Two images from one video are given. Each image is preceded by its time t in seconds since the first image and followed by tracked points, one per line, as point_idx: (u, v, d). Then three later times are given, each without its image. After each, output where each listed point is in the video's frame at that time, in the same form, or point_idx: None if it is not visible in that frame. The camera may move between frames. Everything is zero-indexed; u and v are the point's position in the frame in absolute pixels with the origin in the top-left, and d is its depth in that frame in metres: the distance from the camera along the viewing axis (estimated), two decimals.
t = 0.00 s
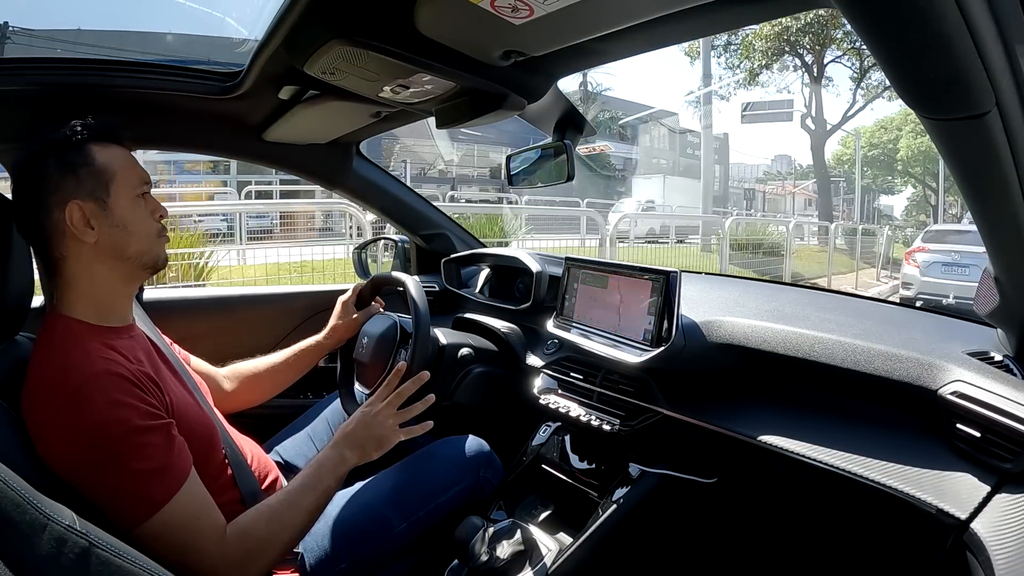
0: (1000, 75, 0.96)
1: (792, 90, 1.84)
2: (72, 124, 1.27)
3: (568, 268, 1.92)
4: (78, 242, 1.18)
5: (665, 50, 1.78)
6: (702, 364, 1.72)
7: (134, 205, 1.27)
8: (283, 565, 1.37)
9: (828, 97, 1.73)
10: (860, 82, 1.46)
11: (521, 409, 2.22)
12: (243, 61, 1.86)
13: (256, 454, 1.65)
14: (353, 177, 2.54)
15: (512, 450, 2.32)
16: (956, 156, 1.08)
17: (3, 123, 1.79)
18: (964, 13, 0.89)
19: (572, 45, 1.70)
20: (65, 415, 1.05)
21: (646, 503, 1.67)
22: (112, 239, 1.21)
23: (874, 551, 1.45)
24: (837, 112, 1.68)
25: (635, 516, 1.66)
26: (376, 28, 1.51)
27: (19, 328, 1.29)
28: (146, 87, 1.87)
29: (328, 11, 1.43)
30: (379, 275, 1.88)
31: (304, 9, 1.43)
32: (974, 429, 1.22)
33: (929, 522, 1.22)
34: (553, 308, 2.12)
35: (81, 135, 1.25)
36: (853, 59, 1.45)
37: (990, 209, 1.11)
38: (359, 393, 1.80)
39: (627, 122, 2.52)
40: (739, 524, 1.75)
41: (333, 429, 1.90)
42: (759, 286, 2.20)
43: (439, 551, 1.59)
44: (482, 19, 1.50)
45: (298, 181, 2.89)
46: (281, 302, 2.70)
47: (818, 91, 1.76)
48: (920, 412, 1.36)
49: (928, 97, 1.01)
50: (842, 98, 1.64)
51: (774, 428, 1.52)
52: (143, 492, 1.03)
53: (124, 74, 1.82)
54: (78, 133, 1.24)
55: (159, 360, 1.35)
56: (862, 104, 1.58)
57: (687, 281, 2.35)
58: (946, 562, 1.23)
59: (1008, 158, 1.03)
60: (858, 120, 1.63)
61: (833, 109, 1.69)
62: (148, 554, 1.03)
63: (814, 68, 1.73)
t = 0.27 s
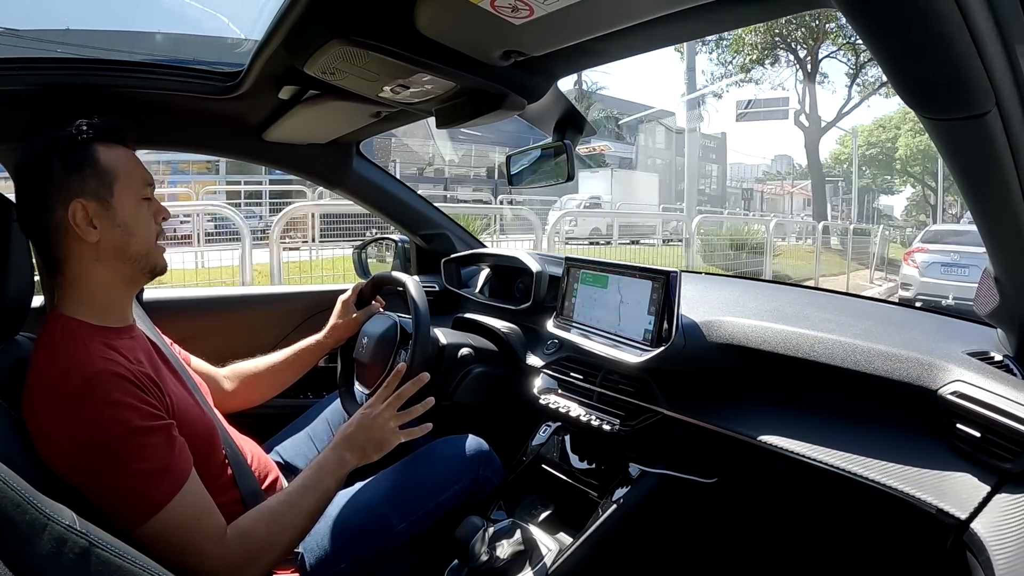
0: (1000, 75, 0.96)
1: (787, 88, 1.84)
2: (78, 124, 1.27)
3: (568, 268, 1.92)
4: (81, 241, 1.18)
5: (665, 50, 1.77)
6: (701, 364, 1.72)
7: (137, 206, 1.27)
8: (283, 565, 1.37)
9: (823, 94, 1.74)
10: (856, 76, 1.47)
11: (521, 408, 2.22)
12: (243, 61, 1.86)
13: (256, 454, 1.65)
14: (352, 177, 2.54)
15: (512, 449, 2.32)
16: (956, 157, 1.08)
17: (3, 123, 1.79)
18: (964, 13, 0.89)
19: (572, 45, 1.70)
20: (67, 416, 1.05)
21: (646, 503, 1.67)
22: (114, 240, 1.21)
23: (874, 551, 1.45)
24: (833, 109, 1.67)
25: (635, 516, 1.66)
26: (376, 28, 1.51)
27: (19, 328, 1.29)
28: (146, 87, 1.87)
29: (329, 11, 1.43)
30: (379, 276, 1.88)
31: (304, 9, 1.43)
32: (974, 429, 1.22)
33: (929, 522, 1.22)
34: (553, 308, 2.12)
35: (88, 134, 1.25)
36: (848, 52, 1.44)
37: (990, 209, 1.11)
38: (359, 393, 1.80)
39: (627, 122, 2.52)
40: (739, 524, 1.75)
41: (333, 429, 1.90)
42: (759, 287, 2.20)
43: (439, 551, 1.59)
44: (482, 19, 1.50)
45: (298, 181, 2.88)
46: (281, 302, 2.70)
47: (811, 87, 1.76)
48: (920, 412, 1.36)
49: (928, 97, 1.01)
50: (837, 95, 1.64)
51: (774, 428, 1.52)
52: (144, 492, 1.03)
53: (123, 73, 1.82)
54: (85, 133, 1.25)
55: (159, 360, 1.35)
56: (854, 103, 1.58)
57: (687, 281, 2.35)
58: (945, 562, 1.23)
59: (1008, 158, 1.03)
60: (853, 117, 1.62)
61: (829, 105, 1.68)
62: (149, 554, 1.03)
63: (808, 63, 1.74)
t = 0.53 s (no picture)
0: (999, 75, 0.96)
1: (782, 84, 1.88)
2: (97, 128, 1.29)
3: (568, 268, 1.92)
4: (90, 240, 1.18)
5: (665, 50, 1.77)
6: (701, 364, 1.71)
7: (149, 209, 1.28)
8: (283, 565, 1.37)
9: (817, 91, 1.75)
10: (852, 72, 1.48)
11: (521, 408, 2.22)
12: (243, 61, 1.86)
13: (256, 454, 1.65)
14: (353, 177, 2.54)
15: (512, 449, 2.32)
16: (956, 157, 1.08)
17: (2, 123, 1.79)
18: (964, 13, 0.89)
19: (572, 45, 1.70)
20: (68, 416, 1.05)
21: (646, 503, 1.67)
22: (123, 241, 1.22)
23: (874, 551, 1.45)
24: (827, 106, 1.70)
25: (636, 516, 1.66)
26: (375, 28, 1.51)
27: (19, 329, 1.29)
28: (146, 87, 1.87)
29: (328, 11, 1.43)
30: (380, 276, 1.88)
31: (304, 9, 1.43)
32: (974, 429, 1.22)
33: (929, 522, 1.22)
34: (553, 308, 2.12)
35: (107, 135, 1.28)
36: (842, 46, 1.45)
37: (991, 210, 1.11)
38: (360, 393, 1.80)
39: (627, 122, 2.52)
40: (739, 524, 1.75)
41: (333, 429, 1.90)
42: (758, 287, 2.20)
43: (439, 551, 1.59)
44: (482, 19, 1.50)
45: (298, 181, 2.89)
46: (281, 302, 2.70)
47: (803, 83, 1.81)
48: (920, 412, 1.36)
49: (929, 97, 1.01)
50: (832, 91, 1.65)
51: (774, 428, 1.52)
52: (144, 492, 1.03)
53: (124, 73, 1.82)
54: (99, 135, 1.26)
55: (161, 360, 1.35)
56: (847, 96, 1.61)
57: (687, 281, 2.35)
58: (945, 562, 1.23)
59: (1008, 158, 1.03)
60: (847, 113, 1.64)
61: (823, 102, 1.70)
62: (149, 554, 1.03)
63: (802, 60, 1.76)
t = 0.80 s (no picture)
0: (999, 75, 0.96)
1: (776, 80, 1.88)
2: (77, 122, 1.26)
3: (568, 268, 1.92)
4: (84, 242, 1.18)
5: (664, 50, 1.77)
6: (702, 364, 1.71)
7: (139, 206, 1.27)
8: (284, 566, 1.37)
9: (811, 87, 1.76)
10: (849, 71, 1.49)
11: (521, 408, 2.22)
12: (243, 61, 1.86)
13: (258, 454, 1.66)
14: (352, 177, 2.54)
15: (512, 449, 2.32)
16: (956, 156, 1.08)
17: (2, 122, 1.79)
18: (964, 12, 0.89)
19: (572, 45, 1.70)
20: (68, 418, 1.04)
21: (646, 503, 1.66)
22: (118, 240, 1.22)
23: (874, 551, 1.45)
24: (821, 102, 1.74)
25: (636, 516, 1.66)
26: (375, 27, 1.51)
27: (19, 329, 1.29)
28: (146, 87, 1.87)
29: (328, 11, 1.43)
30: (380, 276, 1.88)
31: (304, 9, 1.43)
32: (974, 429, 1.22)
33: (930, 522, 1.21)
34: (553, 308, 2.12)
35: (88, 134, 1.24)
36: (836, 41, 1.46)
37: (990, 210, 1.11)
38: (360, 393, 1.81)
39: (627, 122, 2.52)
40: (739, 524, 1.75)
41: (333, 429, 1.91)
42: (758, 287, 2.20)
43: (439, 551, 1.59)
44: (482, 19, 1.50)
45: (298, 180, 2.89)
46: (281, 302, 2.70)
47: (799, 80, 1.80)
48: (920, 412, 1.36)
49: (928, 97, 1.01)
50: (828, 88, 1.68)
51: (774, 428, 1.52)
52: (147, 492, 1.03)
53: (124, 74, 1.82)
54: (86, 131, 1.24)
55: (162, 359, 1.35)
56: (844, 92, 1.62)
57: (687, 281, 2.35)
58: (946, 561, 1.23)
59: (1008, 158, 1.03)
60: (842, 110, 1.69)
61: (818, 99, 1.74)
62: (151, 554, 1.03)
63: (795, 55, 1.73)
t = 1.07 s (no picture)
0: (999, 74, 0.96)
1: (769, 77, 1.87)
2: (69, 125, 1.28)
3: (568, 268, 1.92)
4: (80, 242, 1.18)
5: (664, 50, 1.77)
6: (701, 364, 1.71)
7: (134, 203, 1.28)
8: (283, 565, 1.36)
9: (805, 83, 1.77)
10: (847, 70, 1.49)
11: (521, 408, 2.22)
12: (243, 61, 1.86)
13: (260, 454, 1.66)
14: (352, 176, 2.53)
15: (511, 449, 2.32)
16: (955, 156, 1.08)
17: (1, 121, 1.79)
18: (964, 12, 0.89)
19: (572, 45, 1.70)
20: (69, 415, 1.04)
21: (646, 503, 1.67)
22: (115, 238, 1.22)
23: (874, 551, 1.45)
24: (814, 100, 1.73)
25: (635, 516, 1.66)
26: (375, 27, 1.51)
27: (20, 328, 1.29)
28: (146, 86, 1.87)
29: (328, 11, 1.43)
30: (378, 276, 1.88)
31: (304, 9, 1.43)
32: (975, 429, 1.22)
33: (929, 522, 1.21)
34: (553, 308, 2.13)
35: (78, 136, 1.26)
36: (831, 35, 1.46)
37: (990, 210, 1.11)
38: (360, 393, 1.80)
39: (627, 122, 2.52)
40: (737, 524, 1.75)
41: (333, 429, 1.91)
42: (758, 287, 2.20)
43: (439, 550, 1.59)
44: (482, 19, 1.50)
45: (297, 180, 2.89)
46: (281, 302, 2.71)
47: (791, 74, 1.82)
48: (920, 412, 1.36)
49: (927, 97, 1.02)
50: (823, 85, 1.69)
51: (774, 428, 1.52)
52: (152, 484, 1.04)
53: (123, 74, 1.82)
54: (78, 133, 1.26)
55: (162, 356, 1.35)
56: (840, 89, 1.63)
57: (687, 281, 2.35)
58: (946, 562, 1.23)
59: (1007, 158, 1.03)
60: (836, 108, 1.68)
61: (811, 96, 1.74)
62: (159, 548, 1.04)
63: (789, 51, 1.75)
